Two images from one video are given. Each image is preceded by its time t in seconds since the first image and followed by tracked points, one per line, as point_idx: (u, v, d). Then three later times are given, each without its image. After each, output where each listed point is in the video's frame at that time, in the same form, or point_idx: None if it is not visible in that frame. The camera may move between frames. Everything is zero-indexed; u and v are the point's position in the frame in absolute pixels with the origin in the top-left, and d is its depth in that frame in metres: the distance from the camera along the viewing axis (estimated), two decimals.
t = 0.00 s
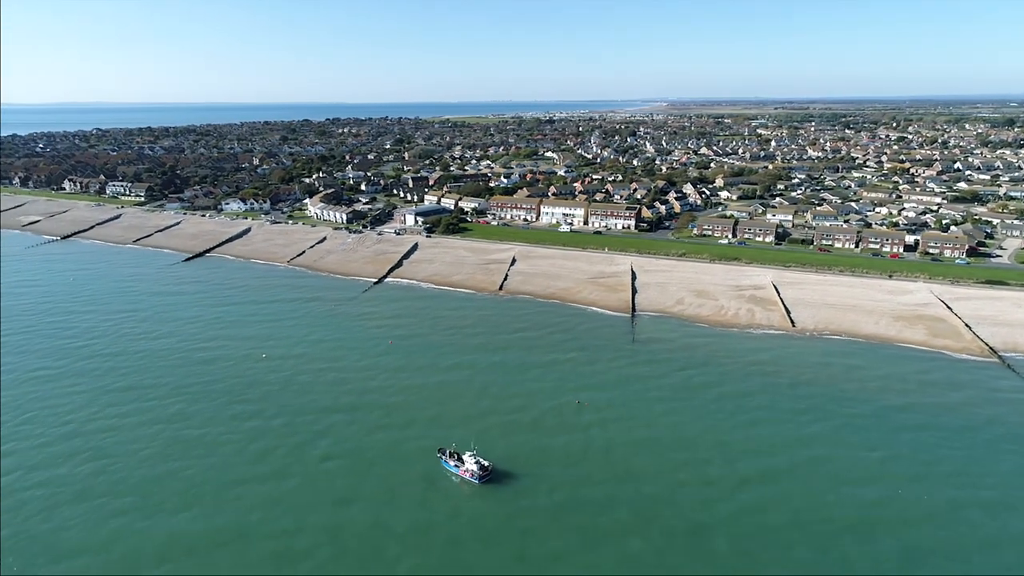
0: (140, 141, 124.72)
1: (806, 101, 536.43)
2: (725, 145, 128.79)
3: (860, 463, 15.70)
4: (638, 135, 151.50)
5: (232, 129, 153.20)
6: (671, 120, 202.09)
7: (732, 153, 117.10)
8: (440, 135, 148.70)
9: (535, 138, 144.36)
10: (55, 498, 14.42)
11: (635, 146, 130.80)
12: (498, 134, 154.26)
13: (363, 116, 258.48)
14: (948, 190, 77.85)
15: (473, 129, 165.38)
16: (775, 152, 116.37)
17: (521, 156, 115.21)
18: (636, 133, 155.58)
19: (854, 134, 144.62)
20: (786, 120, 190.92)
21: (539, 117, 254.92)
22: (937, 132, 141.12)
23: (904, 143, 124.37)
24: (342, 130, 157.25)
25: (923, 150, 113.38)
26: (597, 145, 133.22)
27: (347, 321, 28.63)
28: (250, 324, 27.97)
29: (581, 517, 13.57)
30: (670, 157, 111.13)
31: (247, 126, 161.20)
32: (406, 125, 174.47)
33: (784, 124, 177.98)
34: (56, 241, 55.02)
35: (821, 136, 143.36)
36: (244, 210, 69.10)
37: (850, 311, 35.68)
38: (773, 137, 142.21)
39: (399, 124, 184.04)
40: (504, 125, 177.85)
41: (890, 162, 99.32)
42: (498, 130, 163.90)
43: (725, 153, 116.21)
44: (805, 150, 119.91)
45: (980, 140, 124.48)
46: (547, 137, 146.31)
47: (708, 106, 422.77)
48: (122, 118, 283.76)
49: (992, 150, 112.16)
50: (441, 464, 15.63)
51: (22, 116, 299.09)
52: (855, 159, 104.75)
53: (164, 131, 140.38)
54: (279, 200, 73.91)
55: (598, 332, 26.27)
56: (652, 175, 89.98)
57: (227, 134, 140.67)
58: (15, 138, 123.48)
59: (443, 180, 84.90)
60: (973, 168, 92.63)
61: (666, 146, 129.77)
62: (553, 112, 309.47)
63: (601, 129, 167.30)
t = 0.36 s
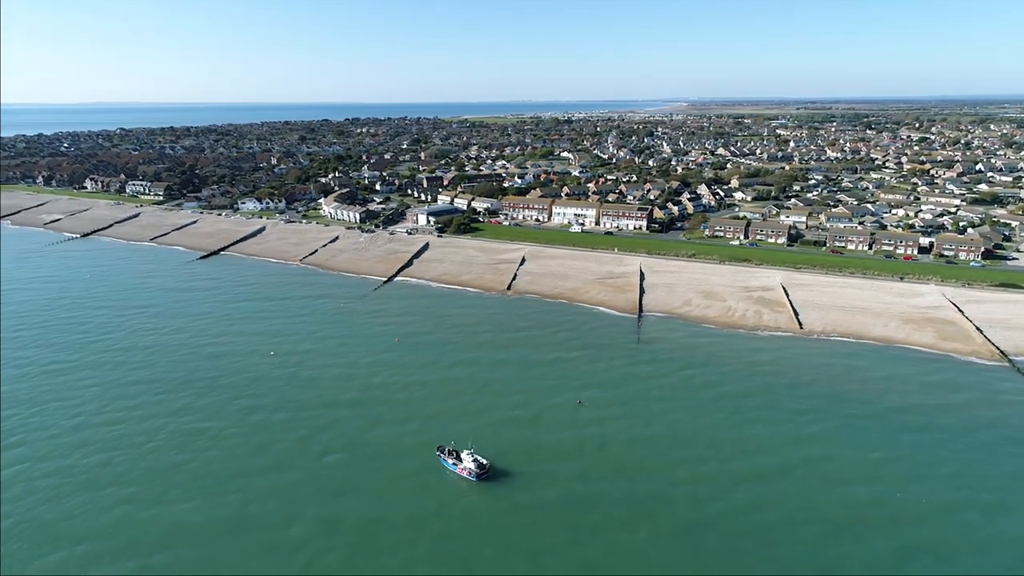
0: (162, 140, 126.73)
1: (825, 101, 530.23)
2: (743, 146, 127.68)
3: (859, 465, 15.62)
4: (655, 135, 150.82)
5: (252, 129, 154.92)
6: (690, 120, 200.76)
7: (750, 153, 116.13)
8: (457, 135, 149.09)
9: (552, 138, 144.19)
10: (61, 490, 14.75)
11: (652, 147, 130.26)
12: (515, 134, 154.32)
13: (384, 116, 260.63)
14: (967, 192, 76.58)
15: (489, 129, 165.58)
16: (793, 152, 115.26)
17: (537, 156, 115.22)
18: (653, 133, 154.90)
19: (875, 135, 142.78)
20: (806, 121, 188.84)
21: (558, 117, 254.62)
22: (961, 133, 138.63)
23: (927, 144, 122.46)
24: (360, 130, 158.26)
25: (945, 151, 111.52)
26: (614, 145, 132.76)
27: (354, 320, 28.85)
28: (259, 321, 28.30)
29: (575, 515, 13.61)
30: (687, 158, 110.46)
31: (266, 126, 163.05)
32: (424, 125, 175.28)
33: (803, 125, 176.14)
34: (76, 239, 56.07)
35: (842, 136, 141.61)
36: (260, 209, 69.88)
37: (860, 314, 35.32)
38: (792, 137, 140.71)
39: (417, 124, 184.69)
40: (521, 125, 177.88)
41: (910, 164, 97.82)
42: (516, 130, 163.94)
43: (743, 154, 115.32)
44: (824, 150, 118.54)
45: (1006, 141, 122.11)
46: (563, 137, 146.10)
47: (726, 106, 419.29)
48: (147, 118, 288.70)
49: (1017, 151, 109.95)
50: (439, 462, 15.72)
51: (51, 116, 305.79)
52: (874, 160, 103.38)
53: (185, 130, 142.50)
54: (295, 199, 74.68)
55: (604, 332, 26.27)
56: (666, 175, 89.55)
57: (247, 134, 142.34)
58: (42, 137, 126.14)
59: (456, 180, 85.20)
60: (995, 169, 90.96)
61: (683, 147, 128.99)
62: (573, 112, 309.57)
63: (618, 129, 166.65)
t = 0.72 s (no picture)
0: (184, 139, 128.81)
1: (845, 100, 523.92)
2: (762, 146, 126.56)
3: (855, 466, 15.65)
4: (673, 136, 150.11)
5: (273, 129, 156.74)
6: (709, 120, 199.41)
7: (769, 154, 115.21)
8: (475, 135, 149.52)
9: (569, 138, 144.10)
10: (72, 485, 15.19)
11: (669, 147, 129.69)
12: (532, 134, 154.35)
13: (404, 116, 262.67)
14: (988, 193, 75.29)
15: (507, 129, 165.84)
16: (813, 153, 114.11)
17: (553, 155, 115.26)
18: (671, 133, 154.12)
19: (898, 135, 140.53)
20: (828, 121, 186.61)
21: (577, 116, 254.03)
22: (987, 134, 136.00)
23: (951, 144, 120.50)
24: (378, 130, 159.44)
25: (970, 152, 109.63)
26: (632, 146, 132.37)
27: (363, 318, 29.18)
28: (269, 319, 28.75)
29: (568, 514, 13.74)
30: (704, 158, 109.88)
31: (287, 126, 164.99)
32: (443, 125, 176.10)
33: (824, 125, 173.94)
34: (97, 237, 57.26)
35: (864, 136, 139.76)
36: (276, 208, 70.74)
37: (870, 316, 35.00)
38: (812, 137, 139.17)
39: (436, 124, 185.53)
40: (539, 125, 177.89)
41: (932, 165, 96.34)
42: (534, 130, 164.00)
43: (761, 154, 114.36)
44: (845, 150, 117.14)
45: None
46: (581, 137, 145.97)
47: (745, 105, 415.88)
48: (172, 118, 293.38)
49: None
50: (439, 460, 15.93)
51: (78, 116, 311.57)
52: (896, 161, 101.95)
53: (208, 130, 144.66)
54: (311, 199, 75.47)
55: (610, 332, 26.35)
56: (682, 176, 89.17)
57: (267, 134, 144.04)
58: (70, 137, 128.95)
59: (471, 180, 85.55)
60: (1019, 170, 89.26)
61: (701, 147, 128.23)
62: (592, 112, 309.42)
63: (636, 129, 166.01)
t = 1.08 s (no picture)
0: (203, 139, 130.61)
1: (863, 99, 516.77)
2: (779, 147, 125.50)
3: (851, 471, 15.60)
4: (690, 136, 149.45)
5: (291, 129, 158.34)
6: (727, 121, 198.09)
7: (785, 154, 114.23)
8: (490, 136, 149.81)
9: (584, 138, 143.87)
10: (76, 477, 15.56)
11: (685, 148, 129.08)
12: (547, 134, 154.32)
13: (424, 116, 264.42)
14: (1008, 195, 74.05)
15: (522, 130, 165.98)
16: (830, 154, 112.94)
17: (567, 156, 115.20)
18: (687, 134, 153.39)
19: (918, 136, 138.45)
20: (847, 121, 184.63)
21: (595, 116, 252.66)
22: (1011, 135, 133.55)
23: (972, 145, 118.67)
24: (394, 130, 160.29)
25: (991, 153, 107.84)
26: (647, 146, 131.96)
27: (369, 316, 29.42)
28: (276, 316, 29.12)
29: (559, 515, 13.87)
30: (719, 159, 109.28)
31: (304, 126, 166.50)
32: (459, 125, 176.64)
33: (843, 125, 171.85)
34: (114, 234, 58.23)
35: (883, 137, 138.06)
36: (290, 208, 71.43)
37: (877, 318, 34.73)
38: (830, 138, 137.74)
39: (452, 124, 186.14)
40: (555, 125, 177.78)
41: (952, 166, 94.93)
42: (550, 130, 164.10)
43: (778, 155, 113.35)
44: (864, 151, 115.78)
45: None
46: (596, 138, 145.76)
47: (763, 104, 411.11)
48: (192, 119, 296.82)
49: None
50: (437, 458, 16.12)
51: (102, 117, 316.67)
52: (915, 163, 100.62)
53: (227, 130, 146.33)
54: (324, 198, 76.03)
55: (614, 332, 26.39)
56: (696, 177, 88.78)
57: (285, 134, 145.48)
58: (93, 137, 131.14)
59: (484, 180, 85.76)
60: None
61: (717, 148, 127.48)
62: (609, 112, 309.02)
63: (653, 130, 165.34)
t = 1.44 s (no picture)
0: (219, 139, 132.12)
1: (881, 98, 510.53)
2: (795, 148, 124.53)
3: (849, 476, 15.49)
4: (705, 137, 148.78)
5: (308, 128, 159.65)
6: (743, 121, 196.65)
7: (800, 155, 113.37)
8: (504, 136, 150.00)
9: (598, 139, 143.66)
10: (81, 469, 15.90)
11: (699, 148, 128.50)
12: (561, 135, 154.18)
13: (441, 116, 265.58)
14: None
15: (536, 130, 165.96)
16: (846, 154, 111.77)
17: (581, 156, 115.17)
18: (702, 134, 152.59)
19: (936, 137, 136.72)
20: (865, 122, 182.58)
21: (610, 116, 251.79)
22: None
23: (991, 146, 116.83)
24: (409, 130, 160.94)
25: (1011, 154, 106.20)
26: (661, 146, 131.49)
27: (374, 314, 29.65)
28: (283, 313, 29.47)
29: (549, 514, 14.01)
30: (733, 160, 108.65)
31: (320, 126, 167.85)
32: (473, 126, 177.13)
33: (859, 125, 170.10)
34: (128, 233, 59.08)
35: (902, 138, 136.34)
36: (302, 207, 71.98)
37: (883, 320, 34.48)
38: (847, 139, 136.48)
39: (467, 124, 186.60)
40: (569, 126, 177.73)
41: (969, 167, 93.60)
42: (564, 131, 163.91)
43: (793, 156, 112.45)
44: (881, 152, 114.58)
45: None
46: (610, 138, 145.48)
47: (779, 104, 407.83)
48: (209, 118, 299.54)
49: None
50: (433, 455, 16.28)
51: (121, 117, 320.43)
52: (932, 164, 99.37)
53: (244, 130, 147.85)
54: (336, 198, 76.57)
55: (616, 332, 26.42)
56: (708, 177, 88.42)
57: (301, 134, 146.67)
58: (113, 137, 132.91)
59: (494, 180, 85.88)
60: None
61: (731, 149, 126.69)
62: (626, 112, 307.96)
63: (667, 130, 164.58)
